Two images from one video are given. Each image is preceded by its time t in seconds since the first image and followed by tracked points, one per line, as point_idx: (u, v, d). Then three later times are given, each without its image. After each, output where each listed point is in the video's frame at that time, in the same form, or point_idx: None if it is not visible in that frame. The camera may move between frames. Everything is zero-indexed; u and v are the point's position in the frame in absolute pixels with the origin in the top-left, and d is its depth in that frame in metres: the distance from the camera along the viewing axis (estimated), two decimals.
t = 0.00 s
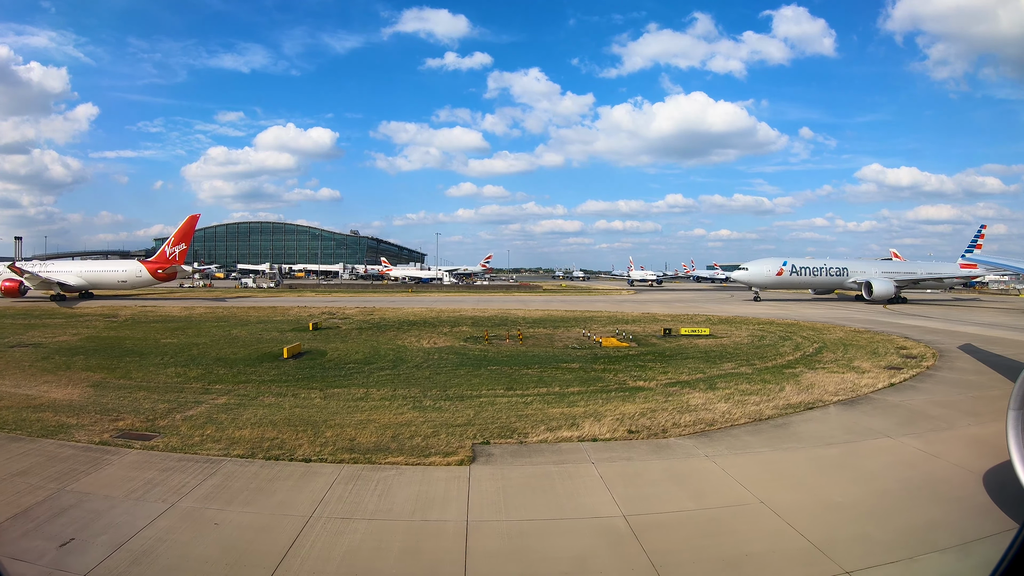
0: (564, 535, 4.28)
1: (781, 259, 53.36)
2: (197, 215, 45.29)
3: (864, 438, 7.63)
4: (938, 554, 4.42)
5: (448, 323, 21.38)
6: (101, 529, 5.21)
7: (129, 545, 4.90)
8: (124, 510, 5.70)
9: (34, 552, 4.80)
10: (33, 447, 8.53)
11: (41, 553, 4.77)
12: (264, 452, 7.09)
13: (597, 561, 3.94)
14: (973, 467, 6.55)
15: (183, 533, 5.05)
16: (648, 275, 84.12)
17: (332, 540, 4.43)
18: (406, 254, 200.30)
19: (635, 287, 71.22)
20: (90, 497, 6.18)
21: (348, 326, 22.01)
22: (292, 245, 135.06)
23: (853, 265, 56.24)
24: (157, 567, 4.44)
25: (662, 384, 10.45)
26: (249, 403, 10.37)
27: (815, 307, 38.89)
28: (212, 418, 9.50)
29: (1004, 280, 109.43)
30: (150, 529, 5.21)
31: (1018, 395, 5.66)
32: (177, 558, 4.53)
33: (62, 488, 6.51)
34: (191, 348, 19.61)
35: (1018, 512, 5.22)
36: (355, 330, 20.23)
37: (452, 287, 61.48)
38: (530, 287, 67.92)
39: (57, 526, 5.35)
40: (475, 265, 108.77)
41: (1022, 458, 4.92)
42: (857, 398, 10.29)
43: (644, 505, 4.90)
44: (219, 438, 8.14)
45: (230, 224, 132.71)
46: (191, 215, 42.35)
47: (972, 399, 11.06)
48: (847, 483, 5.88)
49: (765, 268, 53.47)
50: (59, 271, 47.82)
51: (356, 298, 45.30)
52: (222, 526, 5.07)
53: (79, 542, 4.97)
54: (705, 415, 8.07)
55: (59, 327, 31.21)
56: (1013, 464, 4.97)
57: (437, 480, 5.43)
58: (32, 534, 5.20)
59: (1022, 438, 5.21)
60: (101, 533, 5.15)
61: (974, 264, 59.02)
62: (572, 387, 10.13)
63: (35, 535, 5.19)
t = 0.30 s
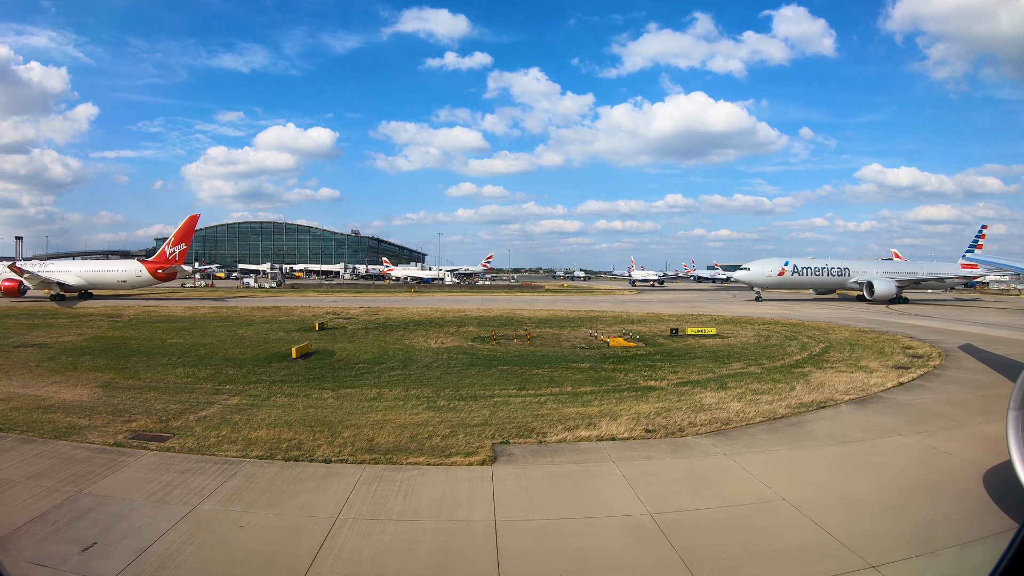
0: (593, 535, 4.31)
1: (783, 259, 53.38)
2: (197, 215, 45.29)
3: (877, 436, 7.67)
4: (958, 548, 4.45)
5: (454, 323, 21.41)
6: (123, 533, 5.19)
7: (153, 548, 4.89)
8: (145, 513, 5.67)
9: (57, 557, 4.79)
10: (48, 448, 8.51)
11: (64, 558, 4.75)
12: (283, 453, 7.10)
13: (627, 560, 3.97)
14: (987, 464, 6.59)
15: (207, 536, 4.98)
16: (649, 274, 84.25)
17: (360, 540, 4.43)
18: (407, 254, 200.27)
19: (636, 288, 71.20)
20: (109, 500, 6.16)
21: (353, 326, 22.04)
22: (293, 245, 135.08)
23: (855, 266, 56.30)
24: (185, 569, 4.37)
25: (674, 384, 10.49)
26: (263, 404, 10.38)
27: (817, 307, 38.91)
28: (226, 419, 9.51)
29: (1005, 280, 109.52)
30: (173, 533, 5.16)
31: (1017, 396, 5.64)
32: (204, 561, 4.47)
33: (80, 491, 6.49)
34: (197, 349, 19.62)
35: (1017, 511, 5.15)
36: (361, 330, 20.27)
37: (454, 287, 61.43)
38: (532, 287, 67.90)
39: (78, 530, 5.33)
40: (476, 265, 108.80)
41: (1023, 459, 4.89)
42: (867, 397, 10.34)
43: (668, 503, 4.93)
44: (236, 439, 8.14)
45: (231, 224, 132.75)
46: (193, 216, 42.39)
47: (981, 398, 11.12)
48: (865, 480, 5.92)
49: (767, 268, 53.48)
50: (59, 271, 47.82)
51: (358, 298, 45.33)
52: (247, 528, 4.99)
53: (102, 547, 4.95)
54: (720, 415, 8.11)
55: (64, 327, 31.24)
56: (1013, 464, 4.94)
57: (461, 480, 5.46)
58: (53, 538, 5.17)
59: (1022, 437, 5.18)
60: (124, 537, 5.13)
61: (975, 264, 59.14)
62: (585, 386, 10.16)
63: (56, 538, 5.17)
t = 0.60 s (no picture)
0: (622, 534, 4.34)
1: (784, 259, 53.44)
2: (196, 215, 45.38)
3: (890, 435, 7.71)
4: (978, 542, 4.50)
5: (460, 323, 21.46)
6: (148, 536, 5.18)
7: (180, 551, 4.88)
8: (167, 516, 5.65)
9: (81, 561, 4.78)
10: (63, 450, 8.52)
11: (88, 563, 4.72)
12: (302, 455, 7.12)
13: (659, 559, 4.00)
14: (1001, 462, 6.63)
15: (233, 539, 4.93)
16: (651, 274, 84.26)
17: (390, 541, 4.46)
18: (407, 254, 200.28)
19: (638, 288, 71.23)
20: (128, 502, 6.14)
21: (359, 326, 22.08)
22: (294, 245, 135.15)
23: (856, 266, 56.35)
24: (215, 571, 4.35)
25: (685, 383, 10.53)
26: (276, 405, 10.41)
27: (820, 307, 38.96)
28: (240, 420, 9.53)
29: (1006, 280, 109.60)
30: (198, 536, 5.14)
31: (1017, 396, 5.60)
32: (234, 562, 4.46)
33: (98, 494, 6.47)
34: (204, 349, 19.65)
35: (1017, 511, 5.08)
36: (367, 330, 20.31)
37: (455, 287, 61.45)
38: (534, 286, 68.06)
39: (99, 534, 5.30)
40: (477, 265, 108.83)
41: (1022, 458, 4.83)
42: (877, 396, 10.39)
43: (692, 502, 4.97)
44: (253, 440, 8.17)
45: (232, 224, 132.85)
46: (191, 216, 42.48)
47: (989, 397, 11.16)
48: (882, 477, 5.96)
49: (769, 268, 53.52)
50: (60, 271, 47.84)
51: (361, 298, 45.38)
52: (274, 530, 4.97)
53: (126, 551, 4.93)
54: (734, 414, 8.15)
55: (68, 327, 31.27)
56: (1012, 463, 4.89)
57: (484, 480, 5.49)
58: (74, 542, 5.15)
59: (1022, 437, 5.13)
60: (149, 540, 5.12)
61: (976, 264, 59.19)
62: (597, 386, 10.19)
63: (78, 543, 5.14)
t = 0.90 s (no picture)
0: (649, 533, 4.39)
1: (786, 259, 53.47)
2: (195, 215, 45.33)
3: (903, 433, 7.76)
4: (996, 537, 4.56)
5: (465, 323, 21.51)
6: (172, 540, 5.21)
7: (206, 554, 4.91)
8: (189, 519, 5.67)
9: (105, 567, 4.79)
10: (77, 452, 8.53)
11: (113, 569, 4.75)
12: (322, 456, 7.16)
13: (688, 557, 4.05)
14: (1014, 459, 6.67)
15: (260, 541, 4.96)
16: (651, 274, 84.39)
17: (419, 542, 4.50)
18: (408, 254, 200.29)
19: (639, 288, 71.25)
20: (148, 506, 6.15)
21: (365, 326, 22.13)
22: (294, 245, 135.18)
23: (858, 266, 56.40)
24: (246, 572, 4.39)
25: (696, 383, 10.56)
26: (289, 405, 10.44)
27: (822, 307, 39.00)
28: (254, 421, 9.56)
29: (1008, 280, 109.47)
30: (224, 538, 5.17)
31: (1017, 396, 5.56)
32: (264, 563, 4.50)
33: (117, 497, 6.48)
34: (210, 349, 19.67)
35: (1018, 512, 5.04)
36: (374, 330, 20.36)
37: (456, 287, 61.46)
38: (536, 286, 68.08)
39: (121, 539, 5.32)
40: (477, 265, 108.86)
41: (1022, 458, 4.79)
42: (888, 395, 10.43)
43: (715, 500, 5.02)
44: (269, 441, 8.21)
45: (233, 224, 132.85)
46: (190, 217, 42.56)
47: (997, 395, 11.21)
48: (898, 474, 6.01)
49: (771, 268, 53.55)
50: (61, 271, 47.83)
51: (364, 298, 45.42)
52: (300, 532, 5.01)
53: (150, 555, 4.95)
54: (747, 413, 8.19)
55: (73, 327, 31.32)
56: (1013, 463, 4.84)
57: (508, 480, 5.53)
58: (97, 547, 5.17)
59: (1022, 437, 5.10)
60: (173, 544, 5.14)
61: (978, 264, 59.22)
62: (609, 386, 10.22)
63: (101, 548, 5.16)
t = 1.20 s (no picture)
0: (676, 531, 4.44)
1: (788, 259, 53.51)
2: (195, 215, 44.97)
3: (916, 432, 7.78)
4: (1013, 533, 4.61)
5: (471, 323, 21.54)
6: (198, 543, 5.25)
7: (234, 555, 4.96)
8: (212, 522, 5.70)
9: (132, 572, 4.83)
10: (93, 453, 8.58)
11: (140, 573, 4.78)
12: (341, 456, 7.21)
13: (716, 555, 4.09)
14: None
15: (288, 543, 4.99)
16: (653, 275, 84.33)
17: (448, 543, 4.54)
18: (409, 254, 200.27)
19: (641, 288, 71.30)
20: (169, 509, 6.18)
21: (371, 326, 22.17)
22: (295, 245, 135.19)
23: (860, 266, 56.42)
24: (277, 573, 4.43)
25: (707, 383, 10.60)
26: (302, 405, 10.49)
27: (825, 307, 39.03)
28: (268, 422, 9.60)
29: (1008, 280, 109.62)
30: (250, 540, 5.21)
31: (1017, 396, 5.51)
32: (295, 565, 4.54)
33: (137, 500, 6.51)
34: (217, 349, 19.72)
35: (1018, 512, 4.98)
36: (380, 330, 20.39)
37: (458, 287, 61.42)
38: (538, 286, 68.11)
39: (145, 543, 5.35)
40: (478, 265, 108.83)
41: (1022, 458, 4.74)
42: (898, 395, 10.44)
43: (738, 497, 5.06)
44: (286, 441, 8.25)
45: (233, 224, 132.86)
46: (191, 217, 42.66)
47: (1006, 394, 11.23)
48: (914, 472, 6.04)
49: (773, 268, 53.57)
50: (63, 271, 47.85)
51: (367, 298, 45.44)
52: (327, 533, 5.04)
53: (176, 558, 4.98)
54: (760, 412, 8.23)
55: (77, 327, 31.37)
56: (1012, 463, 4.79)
57: (531, 480, 5.57)
58: (121, 552, 5.20)
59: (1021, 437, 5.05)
60: (199, 546, 5.18)
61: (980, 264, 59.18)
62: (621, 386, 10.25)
63: (126, 553, 5.19)
